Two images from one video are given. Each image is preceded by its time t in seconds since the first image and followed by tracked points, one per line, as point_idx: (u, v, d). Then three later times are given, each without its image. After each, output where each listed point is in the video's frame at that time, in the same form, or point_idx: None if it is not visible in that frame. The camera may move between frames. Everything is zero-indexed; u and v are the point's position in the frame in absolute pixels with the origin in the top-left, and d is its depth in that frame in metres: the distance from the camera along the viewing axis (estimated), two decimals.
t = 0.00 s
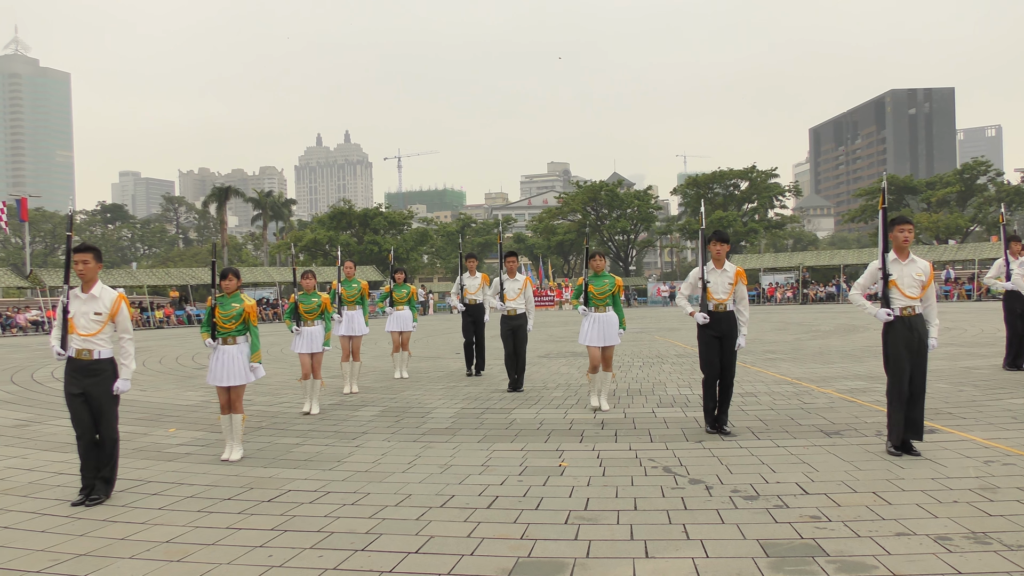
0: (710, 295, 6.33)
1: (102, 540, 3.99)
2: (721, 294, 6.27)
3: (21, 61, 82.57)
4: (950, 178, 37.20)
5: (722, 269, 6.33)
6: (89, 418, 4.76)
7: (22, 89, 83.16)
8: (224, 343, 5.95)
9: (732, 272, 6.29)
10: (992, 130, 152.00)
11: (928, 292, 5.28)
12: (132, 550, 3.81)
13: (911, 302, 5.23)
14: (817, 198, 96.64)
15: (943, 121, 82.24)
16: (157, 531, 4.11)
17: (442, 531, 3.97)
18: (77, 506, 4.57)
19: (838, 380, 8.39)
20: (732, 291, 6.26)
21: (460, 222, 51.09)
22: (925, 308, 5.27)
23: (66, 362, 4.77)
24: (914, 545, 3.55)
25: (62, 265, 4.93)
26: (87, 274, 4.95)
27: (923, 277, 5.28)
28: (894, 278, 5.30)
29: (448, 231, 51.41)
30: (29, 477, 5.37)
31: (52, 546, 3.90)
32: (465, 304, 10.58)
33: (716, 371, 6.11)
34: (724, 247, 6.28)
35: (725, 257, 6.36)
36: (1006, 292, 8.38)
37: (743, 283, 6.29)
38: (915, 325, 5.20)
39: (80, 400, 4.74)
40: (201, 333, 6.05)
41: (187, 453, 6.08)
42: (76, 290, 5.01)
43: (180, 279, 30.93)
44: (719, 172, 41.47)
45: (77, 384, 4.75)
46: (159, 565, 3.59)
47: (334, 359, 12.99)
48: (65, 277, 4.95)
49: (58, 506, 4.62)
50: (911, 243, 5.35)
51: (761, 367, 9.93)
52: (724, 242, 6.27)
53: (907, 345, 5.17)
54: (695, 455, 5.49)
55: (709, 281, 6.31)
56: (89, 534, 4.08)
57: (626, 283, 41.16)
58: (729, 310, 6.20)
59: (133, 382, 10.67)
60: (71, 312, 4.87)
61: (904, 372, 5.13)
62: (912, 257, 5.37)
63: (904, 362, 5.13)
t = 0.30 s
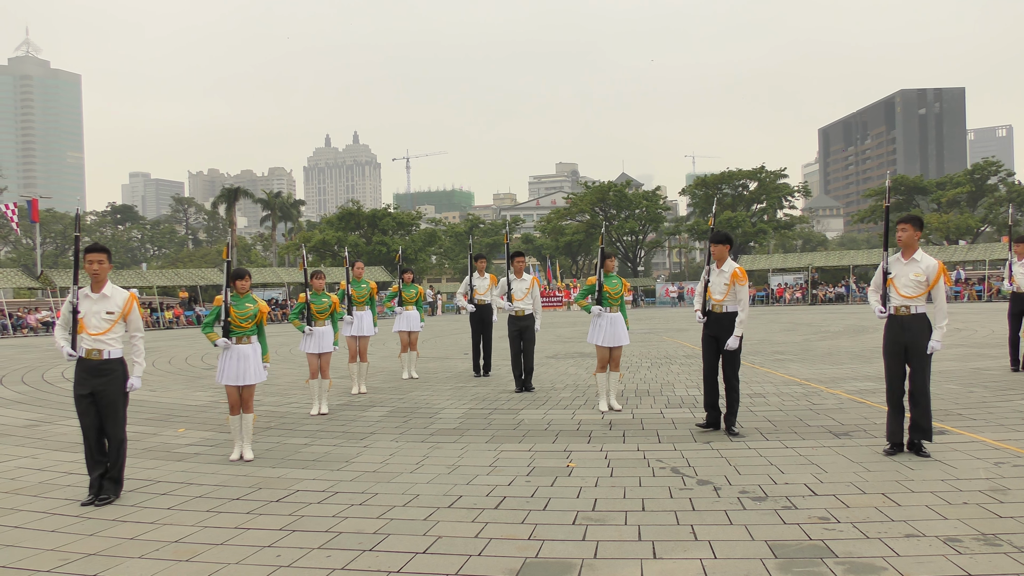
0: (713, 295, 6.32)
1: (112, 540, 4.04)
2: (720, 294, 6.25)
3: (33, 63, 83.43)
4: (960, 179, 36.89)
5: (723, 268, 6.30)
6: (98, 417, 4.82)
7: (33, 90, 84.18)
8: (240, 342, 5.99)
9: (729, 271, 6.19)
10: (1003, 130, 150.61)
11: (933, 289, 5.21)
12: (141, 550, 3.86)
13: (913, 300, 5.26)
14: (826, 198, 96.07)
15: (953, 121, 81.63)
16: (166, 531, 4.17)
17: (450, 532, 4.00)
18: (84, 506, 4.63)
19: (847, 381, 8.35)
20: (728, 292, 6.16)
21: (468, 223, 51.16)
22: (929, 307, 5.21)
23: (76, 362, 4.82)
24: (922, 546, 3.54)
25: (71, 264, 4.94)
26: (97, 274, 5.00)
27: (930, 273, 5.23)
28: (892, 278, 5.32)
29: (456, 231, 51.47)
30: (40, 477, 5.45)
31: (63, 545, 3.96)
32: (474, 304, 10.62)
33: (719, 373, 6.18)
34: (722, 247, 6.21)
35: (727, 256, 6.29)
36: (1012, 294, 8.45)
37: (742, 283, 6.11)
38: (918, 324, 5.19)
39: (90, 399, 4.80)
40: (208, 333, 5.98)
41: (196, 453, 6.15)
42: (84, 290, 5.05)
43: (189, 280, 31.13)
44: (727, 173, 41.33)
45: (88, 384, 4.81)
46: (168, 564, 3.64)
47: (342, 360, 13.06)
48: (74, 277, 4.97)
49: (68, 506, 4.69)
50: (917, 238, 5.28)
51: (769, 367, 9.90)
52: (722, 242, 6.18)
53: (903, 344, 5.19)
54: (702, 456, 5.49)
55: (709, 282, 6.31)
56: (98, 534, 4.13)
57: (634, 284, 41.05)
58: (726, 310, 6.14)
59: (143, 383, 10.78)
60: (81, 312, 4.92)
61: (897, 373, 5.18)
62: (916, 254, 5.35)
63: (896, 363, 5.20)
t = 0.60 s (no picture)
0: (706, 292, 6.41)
1: (111, 540, 4.04)
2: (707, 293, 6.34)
3: (32, 63, 83.49)
4: (960, 177, 36.85)
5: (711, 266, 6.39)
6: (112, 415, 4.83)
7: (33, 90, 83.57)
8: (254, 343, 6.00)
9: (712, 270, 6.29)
10: (1003, 129, 150.38)
11: (914, 291, 5.18)
12: (140, 551, 3.85)
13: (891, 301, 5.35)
14: (827, 197, 96.00)
15: (954, 119, 81.58)
16: (166, 531, 4.17)
17: (450, 531, 4.00)
18: (83, 505, 4.62)
19: (847, 380, 8.34)
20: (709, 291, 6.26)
21: (468, 222, 51.18)
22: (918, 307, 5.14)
23: (96, 360, 4.76)
24: (922, 545, 3.54)
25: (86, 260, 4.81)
26: (109, 273, 4.98)
27: (909, 273, 5.21)
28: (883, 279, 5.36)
29: (456, 231, 51.48)
30: (39, 478, 5.45)
31: (61, 546, 3.96)
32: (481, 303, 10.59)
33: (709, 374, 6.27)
34: (706, 246, 6.30)
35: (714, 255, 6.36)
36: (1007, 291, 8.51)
37: (717, 282, 6.19)
38: (894, 323, 5.29)
39: (108, 398, 4.80)
40: (220, 331, 5.85)
41: (197, 453, 6.16)
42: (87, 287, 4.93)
43: (190, 280, 31.15)
44: (728, 172, 41.32)
45: (108, 382, 4.82)
46: (167, 565, 3.63)
47: (342, 359, 13.06)
48: (85, 274, 4.84)
49: (68, 506, 4.69)
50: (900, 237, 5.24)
51: (770, 366, 9.90)
52: (704, 241, 6.30)
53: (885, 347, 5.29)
54: (702, 455, 5.48)
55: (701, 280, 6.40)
56: (98, 534, 4.13)
57: (634, 283, 41.04)
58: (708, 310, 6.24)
59: (143, 383, 10.79)
60: (96, 310, 4.86)
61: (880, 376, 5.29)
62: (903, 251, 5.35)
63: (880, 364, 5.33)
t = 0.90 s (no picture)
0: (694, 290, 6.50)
1: (106, 540, 4.01)
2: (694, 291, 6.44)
3: (27, 62, 83.10)
4: (956, 175, 36.93)
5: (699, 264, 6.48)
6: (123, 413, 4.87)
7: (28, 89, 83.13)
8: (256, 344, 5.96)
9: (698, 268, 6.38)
10: (999, 128, 150.74)
11: (895, 290, 5.24)
12: (136, 550, 3.83)
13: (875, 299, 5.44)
14: (823, 196, 96.21)
15: (949, 118, 81.84)
16: (162, 531, 4.14)
17: (446, 529, 3.98)
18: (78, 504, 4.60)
19: (843, 378, 8.35)
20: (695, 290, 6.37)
21: (465, 221, 51.17)
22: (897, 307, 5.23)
23: (112, 358, 4.80)
24: (918, 542, 3.55)
25: (95, 260, 4.79)
26: (112, 271, 4.98)
27: (890, 271, 5.28)
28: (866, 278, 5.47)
29: (453, 230, 51.44)
30: (34, 477, 5.41)
31: (57, 546, 3.93)
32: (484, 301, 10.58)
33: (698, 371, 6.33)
34: (690, 245, 6.36)
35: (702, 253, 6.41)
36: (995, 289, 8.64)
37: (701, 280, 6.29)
38: (874, 320, 5.41)
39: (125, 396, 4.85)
40: (225, 331, 5.81)
41: (193, 452, 6.12)
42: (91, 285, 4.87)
43: (186, 279, 31.04)
44: (724, 170, 41.37)
45: (121, 379, 4.84)
46: (162, 565, 3.61)
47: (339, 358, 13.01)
48: (95, 273, 4.82)
49: (64, 505, 4.67)
50: (884, 236, 5.29)
51: (766, 364, 9.90)
52: (689, 240, 6.36)
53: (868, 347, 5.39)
54: (698, 453, 5.48)
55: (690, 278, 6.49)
56: (93, 534, 4.11)
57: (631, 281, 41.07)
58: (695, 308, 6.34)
59: (138, 382, 10.74)
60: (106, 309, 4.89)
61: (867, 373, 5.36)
62: (885, 249, 5.41)
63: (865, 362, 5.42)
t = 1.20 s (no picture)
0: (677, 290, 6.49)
1: (99, 541, 3.98)
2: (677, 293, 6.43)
3: (20, 61, 82.55)
4: (949, 174, 37.07)
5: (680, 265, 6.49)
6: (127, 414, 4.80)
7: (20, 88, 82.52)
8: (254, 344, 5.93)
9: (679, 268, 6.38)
10: (991, 127, 151.38)
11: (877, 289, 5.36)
12: (130, 551, 3.79)
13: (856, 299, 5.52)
14: (817, 194, 96.74)
15: (942, 117, 82.22)
16: (156, 531, 4.11)
17: (441, 528, 3.97)
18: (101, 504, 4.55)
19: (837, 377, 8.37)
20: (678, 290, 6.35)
21: (459, 220, 51.17)
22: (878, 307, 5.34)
23: (114, 359, 4.74)
24: (912, 540, 3.55)
25: (98, 259, 4.74)
26: (114, 271, 4.94)
27: (871, 270, 5.41)
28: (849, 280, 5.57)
29: (447, 229, 51.38)
30: (28, 478, 5.36)
31: (51, 546, 3.90)
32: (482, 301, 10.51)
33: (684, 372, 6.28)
34: (673, 245, 6.36)
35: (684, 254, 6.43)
36: (981, 289, 8.77)
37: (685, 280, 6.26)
38: (855, 321, 5.46)
39: (126, 398, 4.79)
40: (222, 331, 5.74)
41: (187, 452, 6.07)
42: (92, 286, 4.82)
43: (180, 279, 30.87)
44: (718, 169, 41.47)
45: (123, 380, 4.81)
46: (156, 566, 3.58)
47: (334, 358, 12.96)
48: (98, 273, 4.77)
49: (58, 506, 4.63)
50: (864, 236, 5.44)
51: (761, 363, 9.92)
52: (672, 240, 6.36)
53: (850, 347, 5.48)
54: (692, 451, 5.48)
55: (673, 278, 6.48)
56: (87, 535, 4.07)
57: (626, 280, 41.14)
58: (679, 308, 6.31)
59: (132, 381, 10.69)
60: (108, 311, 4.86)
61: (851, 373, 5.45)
62: (866, 250, 5.54)
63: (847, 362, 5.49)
